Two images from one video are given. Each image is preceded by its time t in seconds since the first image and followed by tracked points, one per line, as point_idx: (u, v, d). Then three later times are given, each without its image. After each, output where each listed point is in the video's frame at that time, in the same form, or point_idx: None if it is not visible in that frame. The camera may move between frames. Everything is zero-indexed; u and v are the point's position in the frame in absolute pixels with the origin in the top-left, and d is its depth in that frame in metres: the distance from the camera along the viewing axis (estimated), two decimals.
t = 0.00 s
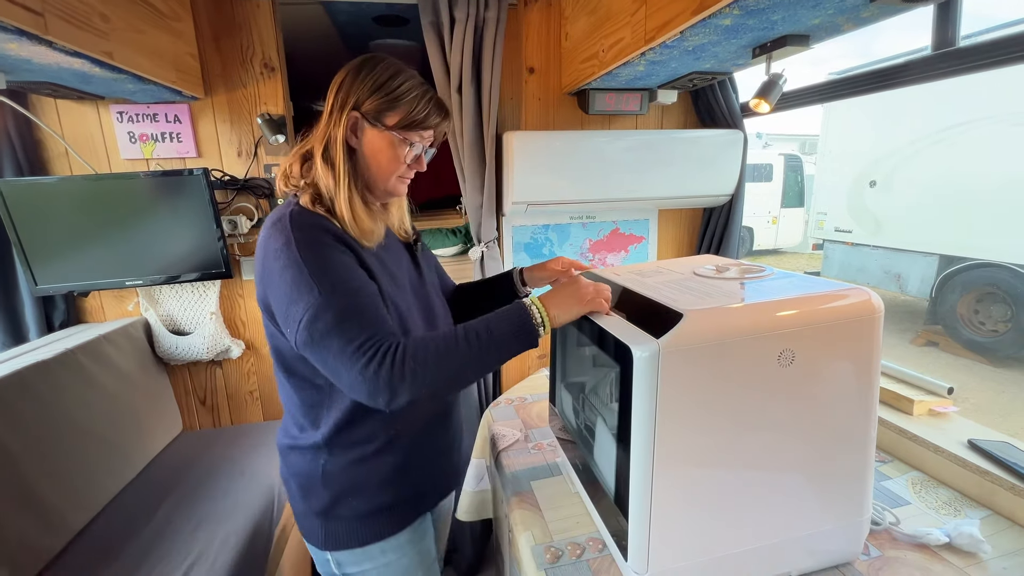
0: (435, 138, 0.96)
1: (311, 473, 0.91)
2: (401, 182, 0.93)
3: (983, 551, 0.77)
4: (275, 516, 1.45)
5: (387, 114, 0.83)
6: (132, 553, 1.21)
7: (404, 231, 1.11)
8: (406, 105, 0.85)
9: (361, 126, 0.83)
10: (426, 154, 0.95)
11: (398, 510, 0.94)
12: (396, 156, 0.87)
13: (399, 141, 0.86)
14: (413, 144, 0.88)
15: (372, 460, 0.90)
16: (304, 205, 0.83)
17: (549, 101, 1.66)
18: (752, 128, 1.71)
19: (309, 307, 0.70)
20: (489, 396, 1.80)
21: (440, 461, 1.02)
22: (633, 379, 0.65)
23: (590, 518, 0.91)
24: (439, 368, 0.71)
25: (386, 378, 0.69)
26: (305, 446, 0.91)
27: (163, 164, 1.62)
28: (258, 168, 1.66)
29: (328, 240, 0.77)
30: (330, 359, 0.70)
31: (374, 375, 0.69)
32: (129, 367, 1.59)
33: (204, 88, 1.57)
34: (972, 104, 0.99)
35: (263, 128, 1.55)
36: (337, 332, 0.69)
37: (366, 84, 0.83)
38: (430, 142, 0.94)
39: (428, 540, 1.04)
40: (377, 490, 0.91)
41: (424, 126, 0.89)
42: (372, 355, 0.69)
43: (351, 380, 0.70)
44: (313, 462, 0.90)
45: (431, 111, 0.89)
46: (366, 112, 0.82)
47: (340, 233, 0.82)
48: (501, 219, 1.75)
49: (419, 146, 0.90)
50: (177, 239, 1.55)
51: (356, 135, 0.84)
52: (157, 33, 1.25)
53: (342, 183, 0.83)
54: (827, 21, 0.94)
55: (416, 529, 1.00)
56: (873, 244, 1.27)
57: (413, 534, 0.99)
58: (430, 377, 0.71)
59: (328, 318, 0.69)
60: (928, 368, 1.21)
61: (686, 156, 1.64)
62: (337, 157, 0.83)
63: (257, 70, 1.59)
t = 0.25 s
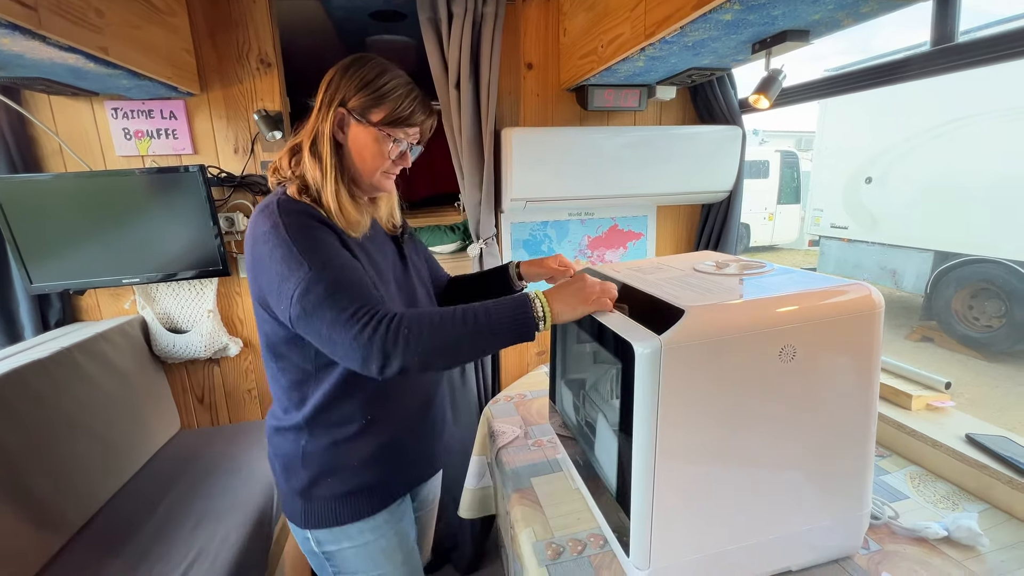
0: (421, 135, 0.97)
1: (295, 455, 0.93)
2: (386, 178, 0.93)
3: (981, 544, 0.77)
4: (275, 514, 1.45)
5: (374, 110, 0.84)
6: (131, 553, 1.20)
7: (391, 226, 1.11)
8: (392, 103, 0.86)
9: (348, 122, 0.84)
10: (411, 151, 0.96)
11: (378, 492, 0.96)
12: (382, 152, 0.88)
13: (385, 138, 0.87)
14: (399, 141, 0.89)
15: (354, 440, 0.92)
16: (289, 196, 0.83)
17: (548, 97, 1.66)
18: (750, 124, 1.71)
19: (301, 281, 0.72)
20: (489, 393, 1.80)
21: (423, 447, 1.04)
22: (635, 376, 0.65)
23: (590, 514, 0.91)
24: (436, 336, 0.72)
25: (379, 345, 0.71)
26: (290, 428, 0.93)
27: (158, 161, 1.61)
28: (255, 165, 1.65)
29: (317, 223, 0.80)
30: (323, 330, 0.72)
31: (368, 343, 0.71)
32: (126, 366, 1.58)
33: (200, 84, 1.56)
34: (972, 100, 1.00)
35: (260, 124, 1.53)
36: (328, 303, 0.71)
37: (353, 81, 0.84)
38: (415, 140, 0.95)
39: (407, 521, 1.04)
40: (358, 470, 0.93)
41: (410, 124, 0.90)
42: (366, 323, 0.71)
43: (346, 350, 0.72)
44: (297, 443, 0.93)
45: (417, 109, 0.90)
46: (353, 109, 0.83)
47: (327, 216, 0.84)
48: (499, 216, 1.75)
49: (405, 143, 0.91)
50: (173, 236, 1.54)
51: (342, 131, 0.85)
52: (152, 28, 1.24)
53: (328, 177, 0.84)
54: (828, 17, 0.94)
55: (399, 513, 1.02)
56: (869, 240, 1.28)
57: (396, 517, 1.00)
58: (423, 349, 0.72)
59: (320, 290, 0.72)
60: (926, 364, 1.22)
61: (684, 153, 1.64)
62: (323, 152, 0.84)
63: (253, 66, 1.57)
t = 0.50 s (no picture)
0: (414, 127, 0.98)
1: (292, 447, 0.94)
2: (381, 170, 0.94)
3: (984, 533, 0.79)
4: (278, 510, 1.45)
5: (368, 101, 0.85)
6: (136, 550, 1.20)
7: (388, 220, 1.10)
8: (386, 94, 0.86)
9: (342, 114, 0.84)
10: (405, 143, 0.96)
11: (374, 486, 0.96)
12: (377, 143, 0.88)
13: (380, 129, 0.87)
14: (393, 132, 0.89)
15: (352, 433, 0.92)
16: (285, 188, 0.83)
17: (550, 92, 1.65)
18: (751, 119, 1.72)
19: (305, 267, 0.73)
20: (491, 389, 1.79)
21: (424, 446, 1.03)
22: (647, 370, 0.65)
23: (597, 508, 0.92)
24: (444, 318, 0.72)
25: (389, 324, 0.71)
26: (287, 421, 0.94)
27: (158, 157, 1.59)
28: (256, 161, 1.64)
29: (317, 213, 0.80)
30: (330, 313, 0.72)
31: (377, 324, 0.71)
32: (127, 363, 1.57)
33: (199, 80, 1.54)
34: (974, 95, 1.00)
35: (261, 119, 1.52)
36: (334, 286, 0.72)
37: (346, 72, 0.84)
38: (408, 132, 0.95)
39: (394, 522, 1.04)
40: (353, 464, 0.93)
41: (403, 115, 0.90)
42: (374, 304, 0.72)
43: (354, 332, 0.72)
44: (294, 436, 0.93)
45: (409, 100, 0.90)
46: (347, 100, 0.83)
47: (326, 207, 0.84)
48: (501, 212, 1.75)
49: (399, 134, 0.91)
50: (173, 233, 1.53)
51: (337, 123, 0.84)
52: (151, 22, 1.22)
53: (324, 169, 0.84)
54: (833, 11, 0.95)
55: (386, 512, 1.01)
56: (862, 235, 1.31)
57: (382, 517, 1.00)
58: (432, 331, 0.72)
59: (325, 274, 0.72)
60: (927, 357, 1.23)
61: (686, 148, 1.64)
62: (319, 144, 0.83)
63: (253, 61, 1.56)
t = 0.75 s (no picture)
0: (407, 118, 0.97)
1: (276, 440, 0.94)
2: (374, 161, 0.93)
3: (981, 521, 0.80)
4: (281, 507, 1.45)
5: (359, 91, 0.84)
6: (139, 548, 1.20)
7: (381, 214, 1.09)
8: (378, 83, 0.86)
9: (334, 104, 0.83)
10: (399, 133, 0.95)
11: (358, 484, 0.96)
12: (370, 133, 0.87)
13: (372, 119, 0.87)
14: (387, 122, 0.89)
15: (337, 429, 0.92)
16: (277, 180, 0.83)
17: (549, 89, 1.66)
18: (749, 116, 1.73)
19: (297, 260, 0.72)
20: (491, 385, 1.79)
21: (413, 445, 1.03)
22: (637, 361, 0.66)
23: (602, 500, 0.93)
24: (439, 315, 0.73)
25: (385, 319, 0.72)
26: (273, 412, 0.94)
27: (157, 154, 1.58)
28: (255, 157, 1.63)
29: (308, 205, 0.80)
30: (324, 307, 0.72)
31: (372, 319, 0.72)
32: (127, 361, 1.56)
33: (198, 75, 1.53)
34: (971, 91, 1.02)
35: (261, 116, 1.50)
36: (329, 280, 0.72)
37: (336, 62, 0.83)
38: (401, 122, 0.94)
39: (378, 525, 1.04)
40: (336, 460, 0.93)
41: (396, 105, 0.90)
42: (370, 299, 0.72)
43: (349, 327, 0.73)
44: (279, 428, 0.94)
45: (402, 90, 0.90)
46: (339, 90, 0.83)
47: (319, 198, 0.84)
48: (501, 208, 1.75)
49: (392, 124, 0.90)
50: (172, 230, 1.52)
51: (329, 113, 0.84)
52: (150, 17, 1.22)
53: (317, 160, 0.84)
54: (833, 8, 0.95)
55: (372, 512, 1.01)
56: (858, 231, 1.37)
57: (364, 518, 1.00)
58: (427, 327, 0.73)
59: (319, 267, 0.72)
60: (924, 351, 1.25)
61: (686, 145, 1.65)
62: (311, 134, 0.83)
63: (253, 57, 1.55)
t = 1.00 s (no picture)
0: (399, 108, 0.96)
1: (261, 438, 0.94)
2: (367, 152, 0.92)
3: (979, 509, 0.82)
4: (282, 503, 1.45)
5: (351, 80, 0.83)
6: (141, 545, 1.20)
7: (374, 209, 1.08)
8: (369, 72, 0.85)
9: (325, 94, 0.82)
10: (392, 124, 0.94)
11: (343, 484, 0.95)
12: (362, 124, 0.86)
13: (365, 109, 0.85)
14: (379, 112, 0.88)
15: (325, 428, 0.92)
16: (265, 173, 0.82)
17: (548, 83, 1.66)
18: (747, 110, 1.73)
19: (288, 257, 0.72)
20: (491, 381, 1.77)
21: (400, 445, 1.02)
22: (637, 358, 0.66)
23: (605, 492, 0.94)
24: (434, 314, 0.73)
25: (378, 317, 0.72)
26: (260, 410, 0.93)
27: (153, 149, 1.57)
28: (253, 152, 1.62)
29: (299, 201, 0.79)
30: (316, 304, 0.72)
31: (366, 317, 0.72)
32: (125, 358, 1.55)
33: (195, 70, 1.52)
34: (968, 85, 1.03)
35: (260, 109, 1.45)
36: (321, 278, 0.72)
37: (326, 50, 0.82)
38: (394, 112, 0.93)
39: (364, 525, 1.04)
40: (321, 459, 0.93)
41: (388, 94, 0.88)
42: (363, 298, 0.72)
43: (342, 324, 0.73)
44: (265, 426, 0.93)
45: (394, 79, 0.89)
46: (329, 80, 0.82)
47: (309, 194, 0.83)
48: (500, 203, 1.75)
49: (385, 115, 0.89)
50: (169, 226, 1.51)
51: (320, 104, 0.83)
52: (147, 10, 1.20)
53: (308, 152, 0.83)
54: (833, 2, 0.96)
55: (358, 510, 1.01)
56: (850, 226, 1.39)
57: (350, 516, 1.00)
58: (421, 326, 0.73)
59: (310, 265, 0.72)
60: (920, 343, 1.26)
61: (684, 139, 1.66)
62: (301, 126, 0.82)
63: (250, 51, 1.54)
